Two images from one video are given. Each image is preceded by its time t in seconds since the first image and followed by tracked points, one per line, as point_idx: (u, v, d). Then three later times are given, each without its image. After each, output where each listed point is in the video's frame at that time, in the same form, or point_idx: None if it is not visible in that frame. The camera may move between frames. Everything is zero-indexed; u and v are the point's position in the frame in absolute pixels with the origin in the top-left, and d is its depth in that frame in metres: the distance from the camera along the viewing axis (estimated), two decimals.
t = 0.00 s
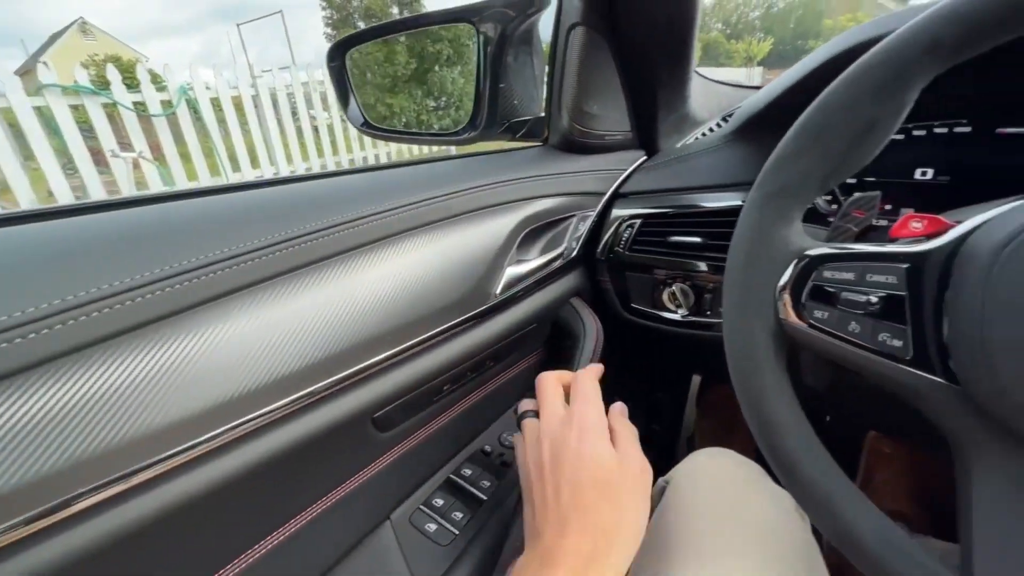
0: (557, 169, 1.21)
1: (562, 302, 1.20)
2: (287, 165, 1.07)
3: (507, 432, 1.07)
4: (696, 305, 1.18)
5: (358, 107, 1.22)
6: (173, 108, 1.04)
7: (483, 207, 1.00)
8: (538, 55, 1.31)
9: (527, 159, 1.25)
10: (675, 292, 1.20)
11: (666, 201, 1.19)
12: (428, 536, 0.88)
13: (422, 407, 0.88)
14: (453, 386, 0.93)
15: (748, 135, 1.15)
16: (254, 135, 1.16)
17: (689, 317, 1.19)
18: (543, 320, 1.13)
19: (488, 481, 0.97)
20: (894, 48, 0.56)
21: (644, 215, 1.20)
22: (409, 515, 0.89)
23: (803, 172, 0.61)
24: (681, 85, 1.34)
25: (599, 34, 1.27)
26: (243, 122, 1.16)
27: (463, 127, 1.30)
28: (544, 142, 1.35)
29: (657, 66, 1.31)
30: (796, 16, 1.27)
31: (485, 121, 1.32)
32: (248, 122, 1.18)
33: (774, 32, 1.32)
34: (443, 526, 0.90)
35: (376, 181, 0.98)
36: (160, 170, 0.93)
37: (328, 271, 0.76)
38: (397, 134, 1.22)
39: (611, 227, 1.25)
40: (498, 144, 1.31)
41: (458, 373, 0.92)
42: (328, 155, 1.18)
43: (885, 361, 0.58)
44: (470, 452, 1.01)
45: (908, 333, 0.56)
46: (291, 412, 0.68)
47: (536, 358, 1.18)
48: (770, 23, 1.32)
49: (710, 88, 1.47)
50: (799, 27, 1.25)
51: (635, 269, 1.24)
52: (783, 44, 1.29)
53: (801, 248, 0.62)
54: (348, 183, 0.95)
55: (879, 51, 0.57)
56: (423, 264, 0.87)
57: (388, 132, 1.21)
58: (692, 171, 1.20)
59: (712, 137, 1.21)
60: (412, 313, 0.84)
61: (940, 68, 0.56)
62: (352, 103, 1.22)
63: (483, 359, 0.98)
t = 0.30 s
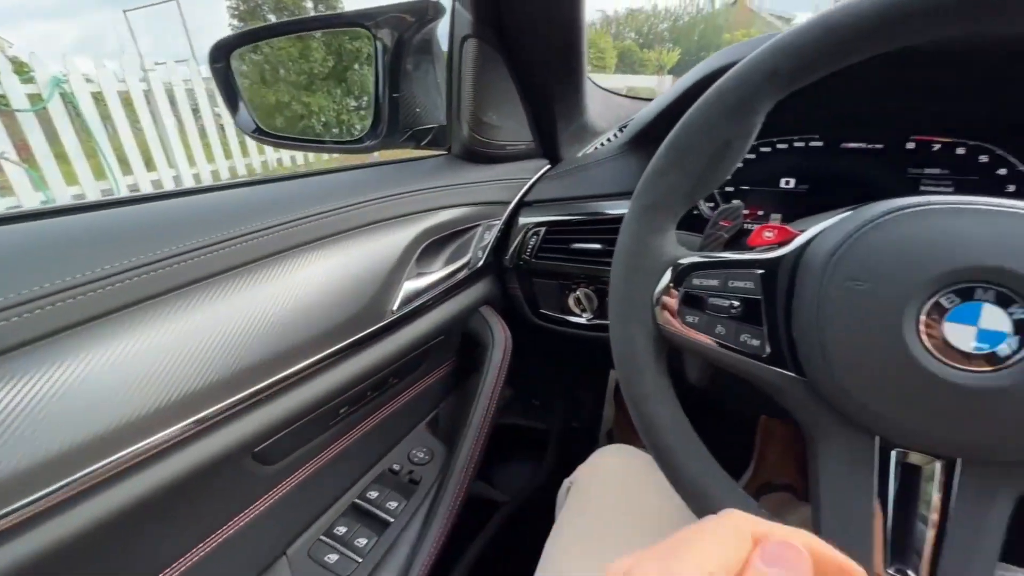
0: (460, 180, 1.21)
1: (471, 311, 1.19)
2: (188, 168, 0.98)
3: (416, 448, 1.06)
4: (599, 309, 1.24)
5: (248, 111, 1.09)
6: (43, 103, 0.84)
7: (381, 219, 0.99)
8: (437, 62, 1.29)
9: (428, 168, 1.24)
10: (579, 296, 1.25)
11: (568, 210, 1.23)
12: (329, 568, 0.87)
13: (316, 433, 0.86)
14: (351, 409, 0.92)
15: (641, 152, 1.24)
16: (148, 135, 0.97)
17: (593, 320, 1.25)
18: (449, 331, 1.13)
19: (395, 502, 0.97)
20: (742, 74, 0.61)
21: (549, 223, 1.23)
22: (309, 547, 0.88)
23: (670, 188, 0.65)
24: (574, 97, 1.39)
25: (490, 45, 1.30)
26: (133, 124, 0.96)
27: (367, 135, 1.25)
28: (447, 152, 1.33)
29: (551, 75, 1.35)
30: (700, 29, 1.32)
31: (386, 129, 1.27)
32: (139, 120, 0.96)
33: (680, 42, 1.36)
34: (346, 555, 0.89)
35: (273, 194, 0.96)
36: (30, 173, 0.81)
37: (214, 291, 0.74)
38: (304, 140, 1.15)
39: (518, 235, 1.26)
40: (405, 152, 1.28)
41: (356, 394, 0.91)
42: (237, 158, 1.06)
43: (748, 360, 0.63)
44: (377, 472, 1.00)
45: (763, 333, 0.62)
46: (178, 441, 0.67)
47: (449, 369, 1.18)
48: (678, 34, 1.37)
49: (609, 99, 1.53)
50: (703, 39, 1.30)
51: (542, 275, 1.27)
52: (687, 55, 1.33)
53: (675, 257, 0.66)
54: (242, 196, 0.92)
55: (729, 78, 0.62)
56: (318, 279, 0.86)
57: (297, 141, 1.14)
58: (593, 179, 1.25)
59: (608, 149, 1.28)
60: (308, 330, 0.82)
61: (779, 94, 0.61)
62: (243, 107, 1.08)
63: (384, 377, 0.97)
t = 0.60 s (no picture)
0: (366, 192, 1.21)
1: (376, 326, 1.19)
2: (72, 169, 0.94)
3: (316, 472, 1.04)
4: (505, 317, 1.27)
5: (118, 120, 1.01)
6: None
7: (266, 238, 0.96)
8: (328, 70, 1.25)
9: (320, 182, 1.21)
10: (486, 305, 1.27)
11: (470, 220, 1.22)
12: None
13: (193, 471, 0.82)
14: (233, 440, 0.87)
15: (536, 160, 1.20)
16: (22, 133, 0.90)
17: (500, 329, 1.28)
18: (349, 350, 1.11)
19: (291, 532, 0.94)
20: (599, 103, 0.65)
21: (453, 235, 1.22)
22: None
23: (544, 206, 0.68)
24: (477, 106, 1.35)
25: (376, 60, 1.24)
26: (2, 121, 0.88)
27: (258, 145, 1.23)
28: (344, 164, 1.32)
29: (445, 89, 1.30)
30: (620, 34, 1.23)
31: (275, 141, 1.25)
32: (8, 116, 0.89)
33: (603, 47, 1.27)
34: None
35: (145, 216, 0.91)
36: None
37: (74, 320, 0.69)
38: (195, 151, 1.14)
39: (422, 246, 1.25)
40: (296, 164, 1.27)
41: (239, 424, 0.86)
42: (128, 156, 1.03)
43: (620, 367, 0.66)
44: (274, 500, 0.97)
45: (632, 341, 0.65)
46: (40, 482, 0.60)
47: (351, 387, 1.16)
48: (601, 39, 1.27)
49: (514, 112, 1.49)
50: (623, 43, 1.21)
51: (447, 287, 1.27)
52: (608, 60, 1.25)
53: (552, 273, 0.69)
54: (112, 221, 0.88)
55: (588, 107, 0.65)
56: (196, 303, 0.81)
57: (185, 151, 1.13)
58: (492, 189, 1.23)
59: (509, 159, 1.24)
60: (187, 357, 0.77)
61: (635, 122, 0.64)
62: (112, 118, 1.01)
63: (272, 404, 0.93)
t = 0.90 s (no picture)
0: (305, 209, 1.24)
1: (316, 341, 1.21)
2: None
3: (260, 488, 1.06)
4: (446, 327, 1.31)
5: (32, 140, 0.94)
6: None
7: (198, 263, 0.97)
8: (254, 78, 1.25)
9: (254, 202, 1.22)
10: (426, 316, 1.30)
11: (407, 234, 1.26)
12: None
13: (127, 497, 0.82)
14: (167, 465, 0.88)
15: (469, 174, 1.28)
16: None
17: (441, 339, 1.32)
18: (289, 366, 1.13)
19: (234, 548, 0.95)
20: (514, 134, 0.70)
21: (391, 248, 1.25)
22: None
23: (467, 229, 0.73)
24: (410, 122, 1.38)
25: (306, 84, 1.26)
26: None
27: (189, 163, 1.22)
28: (279, 180, 1.35)
29: (377, 111, 1.32)
30: (568, 32, 1.16)
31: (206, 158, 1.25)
32: None
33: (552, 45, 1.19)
34: None
35: (69, 250, 0.90)
36: None
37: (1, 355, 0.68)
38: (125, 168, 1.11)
39: (361, 259, 1.27)
40: (230, 181, 1.28)
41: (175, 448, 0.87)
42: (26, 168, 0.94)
43: (542, 373, 0.72)
44: (217, 519, 0.98)
45: (552, 349, 0.71)
46: None
47: (291, 403, 1.18)
48: (551, 38, 1.19)
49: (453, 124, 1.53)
50: (569, 42, 1.15)
51: (387, 299, 1.30)
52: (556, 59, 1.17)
53: (478, 289, 0.74)
54: (33, 255, 0.87)
55: (505, 137, 0.70)
56: (128, 331, 0.82)
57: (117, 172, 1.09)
58: (429, 205, 1.28)
59: (446, 172, 1.32)
60: (120, 386, 0.78)
61: (547, 149, 0.70)
62: (25, 139, 0.93)
63: (211, 424, 0.94)
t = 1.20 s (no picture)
0: (273, 225, 1.29)
1: (288, 351, 1.27)
2: None
3: (238, 492, 1.12)
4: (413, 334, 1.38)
5: None
6: None
7: (172, 283, 1.01)
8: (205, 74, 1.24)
9: (224, 220, 1.26)
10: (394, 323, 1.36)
11: (375, 245, 1.32)
12: None
13: (113, 507, 0.87)
14: (151, 475, 0.93)
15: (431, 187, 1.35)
16: None
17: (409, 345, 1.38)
18: (263, 377, 1.18)
19: (217, 549, 1.01)
20: (467, 162, 0.77)
21: (358, 259, 1.31)
22: None
23: (427, 248, 0.81)
24: (374, 136, 1.44)
25: (272, 109, 1.32)
26: None
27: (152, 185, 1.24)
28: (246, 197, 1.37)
29: (339, 132, 1.39)
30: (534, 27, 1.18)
31: (173, 176, 1.28)
32: None
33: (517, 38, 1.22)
34: None
35: (46, 277, 0.94)
36: None
37: None
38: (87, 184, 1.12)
39: (330, 271, 1.33)
40: (196, 201, 1.30)
41: (156, 459, 0.92)
42: None
43: (498, 376, 0.80)
44: (197, 524, 1.04)
45: (506, 355, 0.79)
46: None
47: (265, 410, 1.24)
48: (517, 30, 1.21)
49: (417, 135, 1.58)
50: (536, 37, 1.18)
51: (355, 308, 1.36)
52: (523, 53, 1.21)
53: (440, 301, 0.82)
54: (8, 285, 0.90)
55: (460, 165, 0.77)
56: (106, 353, 0.86)
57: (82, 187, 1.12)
58: (394, 217, 1.35)
59: (409, 185, 1.39)
60: (101, 407, 0.83)
61: (497, 176, 0.77)
62: None
63: (190, 435, 1.00)
